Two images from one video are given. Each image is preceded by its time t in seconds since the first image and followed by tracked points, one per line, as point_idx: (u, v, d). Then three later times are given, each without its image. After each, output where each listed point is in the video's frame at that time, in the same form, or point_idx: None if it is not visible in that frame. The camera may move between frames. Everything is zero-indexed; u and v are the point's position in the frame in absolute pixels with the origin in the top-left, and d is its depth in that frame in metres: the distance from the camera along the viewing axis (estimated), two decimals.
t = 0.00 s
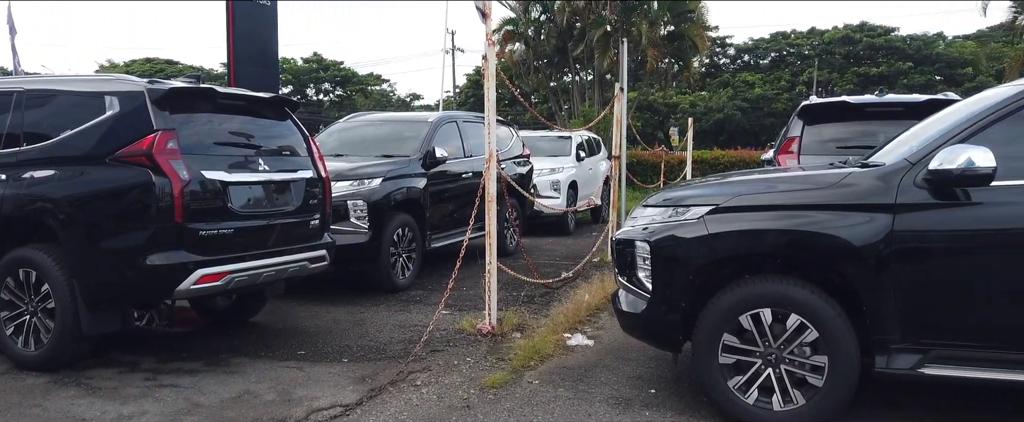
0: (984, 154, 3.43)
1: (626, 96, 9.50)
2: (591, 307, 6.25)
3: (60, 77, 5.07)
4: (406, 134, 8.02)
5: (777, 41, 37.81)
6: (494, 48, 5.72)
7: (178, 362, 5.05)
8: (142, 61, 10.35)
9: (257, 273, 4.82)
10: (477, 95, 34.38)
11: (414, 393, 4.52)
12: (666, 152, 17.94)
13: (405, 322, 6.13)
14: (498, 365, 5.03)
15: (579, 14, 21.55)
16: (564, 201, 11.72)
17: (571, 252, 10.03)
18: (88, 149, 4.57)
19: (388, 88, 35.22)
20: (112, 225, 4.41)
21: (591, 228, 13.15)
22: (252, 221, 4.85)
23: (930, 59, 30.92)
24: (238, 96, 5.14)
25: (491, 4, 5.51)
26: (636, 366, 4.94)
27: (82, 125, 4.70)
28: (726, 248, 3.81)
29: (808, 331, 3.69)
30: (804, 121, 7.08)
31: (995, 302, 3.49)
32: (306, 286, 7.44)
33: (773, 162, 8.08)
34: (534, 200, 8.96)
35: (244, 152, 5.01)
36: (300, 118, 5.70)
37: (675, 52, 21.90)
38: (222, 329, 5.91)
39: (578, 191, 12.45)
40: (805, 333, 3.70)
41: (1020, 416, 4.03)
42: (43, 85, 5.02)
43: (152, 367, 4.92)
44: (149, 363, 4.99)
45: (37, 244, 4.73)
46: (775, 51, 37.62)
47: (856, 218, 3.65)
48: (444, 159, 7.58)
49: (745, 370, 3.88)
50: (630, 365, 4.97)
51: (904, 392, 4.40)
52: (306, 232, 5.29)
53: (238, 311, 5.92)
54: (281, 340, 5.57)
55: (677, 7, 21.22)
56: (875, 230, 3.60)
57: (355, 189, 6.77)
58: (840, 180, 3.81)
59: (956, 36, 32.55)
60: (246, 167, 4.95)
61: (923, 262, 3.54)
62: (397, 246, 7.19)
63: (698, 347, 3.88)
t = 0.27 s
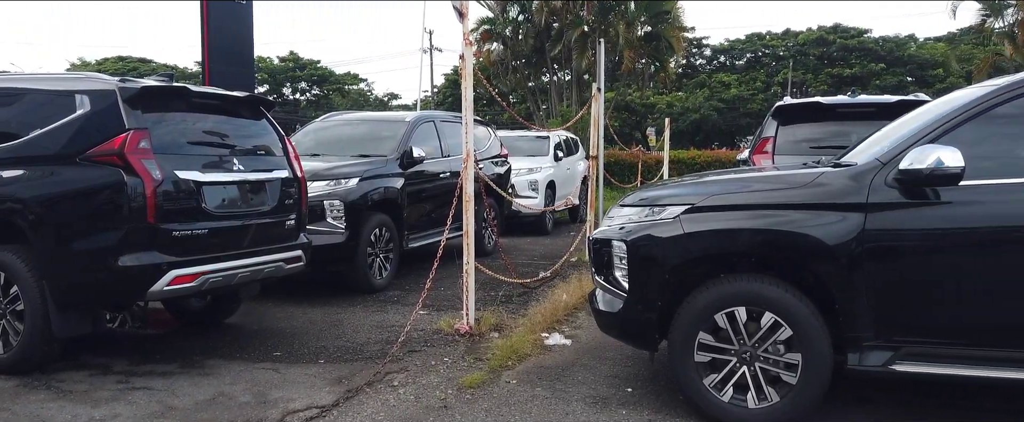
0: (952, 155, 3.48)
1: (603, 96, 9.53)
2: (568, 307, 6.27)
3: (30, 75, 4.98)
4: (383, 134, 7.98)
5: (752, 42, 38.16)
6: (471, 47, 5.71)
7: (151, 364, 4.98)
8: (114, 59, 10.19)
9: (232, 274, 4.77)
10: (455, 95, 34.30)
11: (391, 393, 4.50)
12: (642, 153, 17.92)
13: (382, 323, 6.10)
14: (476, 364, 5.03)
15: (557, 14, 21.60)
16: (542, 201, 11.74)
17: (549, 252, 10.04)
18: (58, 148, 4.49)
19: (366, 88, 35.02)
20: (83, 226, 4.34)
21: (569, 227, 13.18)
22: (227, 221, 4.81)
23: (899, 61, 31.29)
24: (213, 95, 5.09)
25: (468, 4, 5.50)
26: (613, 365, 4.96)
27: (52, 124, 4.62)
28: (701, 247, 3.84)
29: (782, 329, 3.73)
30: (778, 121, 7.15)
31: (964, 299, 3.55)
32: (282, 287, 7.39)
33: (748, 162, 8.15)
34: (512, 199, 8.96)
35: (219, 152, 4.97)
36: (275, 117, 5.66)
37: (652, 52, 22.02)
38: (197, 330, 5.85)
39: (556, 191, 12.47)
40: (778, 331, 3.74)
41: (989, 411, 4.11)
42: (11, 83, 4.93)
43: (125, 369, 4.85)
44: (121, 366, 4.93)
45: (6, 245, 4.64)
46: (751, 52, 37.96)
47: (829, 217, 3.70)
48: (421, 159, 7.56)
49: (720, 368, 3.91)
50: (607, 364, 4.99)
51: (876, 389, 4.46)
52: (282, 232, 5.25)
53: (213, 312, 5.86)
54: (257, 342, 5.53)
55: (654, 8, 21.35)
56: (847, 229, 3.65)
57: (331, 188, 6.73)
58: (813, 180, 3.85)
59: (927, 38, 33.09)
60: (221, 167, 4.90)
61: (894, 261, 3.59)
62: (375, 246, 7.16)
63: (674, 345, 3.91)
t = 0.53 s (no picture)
0: (923, 153, 3.53)
1: (581, 96, 9.55)
2: (547, 305, 6.28)
3: None
4: (361, 133, 7.94)
5: (729, 43, 38.47)
6: (448, 46, 5.70)
7: (124, 366, 4.92)
8: (85, 56, 10.02)
9: (207, 274, 4.73)
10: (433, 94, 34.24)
11: (368, 393, 4.48)
12: (621, 151, 18.23)
13: (360, 323, 6.07)
14: (454, 364, 5.03)
15: (535, 14, 21.65)
16: (520, 200, 11.76)
17: (527, 251, 10.05)
18: (28, 146, 4.41)
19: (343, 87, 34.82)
20: (54, 225, 4.27)
21: (547, 226, 13.20)
22: (202, 220, 4.76)
23: (876, 61, 32.02)
24: (187, 93, 5.03)
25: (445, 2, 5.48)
26: (590, 363, 4.98)
27: (22, 122, 4.53)
28: (678, 246, 3.87)
29: (757, 326, 3.77)
30: (753, 120, 7.22)
31: (935, 296, 3.60)
32: (258, 287, 7.32)
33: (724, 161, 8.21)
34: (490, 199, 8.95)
35: (193, 151, 4.92)
36: (251, 116, 5.61)
37: (630, 52, 22.18)
38: (171, 331, 5.78)
39: (535, 190, 12.49)
40: (754, 329, 3.78)
41: (959, 406, 4.18)
42: None
43: (97, 371, 4.78)
44: (93, 367, 4.86)
45: None
46: (727, 52, 38.27)
47: (803, 216, 3.74)
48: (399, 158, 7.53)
49: (697, 365, 3.94)
50: (584, 362, 5.01)
51: (849, 385, 4.52)
52: (257, 232, 5.21)
53: (188, 313, 5.80)
54: (232, 343, 5.47)
55: (632, 8, 21.45)
56: (820, 227, 3.70)
57: (308, 188, 6.68)
58: (787, 178, 3.89)
59: (900, 39, 33.60)
60: (195, 166, 4.86)
61: (866, 259, 3.64)
62: (352, 246, 7.12)
63: (651, 343, 3.93)
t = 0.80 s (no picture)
0: (894, 153, 3.57)
1: (559, 96, 9.57)
2: (525, 305, 6.29)
3: None
4: (338, 133, 7.89)
5: (705, 43, 38.75)
6: (425, 46, 5.68)
7: (96, 369, 4.85)
8: (56, 55, 9.85)
9: (181, 275, 4.68)
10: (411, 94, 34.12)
11: (345, 395, 4.46)
12: (599, 150, 18.33)
13: (337, 324, 6.03)
14: (432, 364, 5.01)
15: (513, 13, 21.68)
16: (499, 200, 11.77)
17: (505, 250, 10.05)
18: None
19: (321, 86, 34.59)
20: (23, 226, 4.19)
21: (526, 226, 13.22)
22: (176, 221, 4.71)
23: (850, 62, 32.54)
24: (160, 92, 4.97)
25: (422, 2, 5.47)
26: (568, 362, 4.99)
27: None
28: (654, 245, 3.89)
29: (732, 325, 3.80)
30: (729, 120, 7.28)
31: (907, 294, 3.65)
32: (234, 288, 7.26)
33: (700, 160, 8.28)
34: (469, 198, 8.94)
35: (166, 151, 4.86)
36: (226, 115, 5.55)
37: (608, 52, 22.27)
38: (145, 333, 5.71)
39: (513, 190, 12.49)
40: (729, 327, 3.81)
41: (930, 402, 4.24)
42: None
43: (68, 375, 4.71)
44: (65, 371, 4.78)
45: None
46: (704, 53, 38.54)
47: (777, 215, 3.78)
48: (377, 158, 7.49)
49: (673, 364, 3.97)
50: (562, 361, 5.02)
51: (823, 382, 4.58)
52: (233, 232, 5.16)
53: (162, 315, 5.73)
54: (207, 344, 5.42)
55: (609, 8, 21.54)
56: (793, 226, 3.74)
57: (284, 188, 6.63)
58: (762, 178, 3.93)
59: (873, 40, 34.09)
60: (169, 166, 4.80)
61: (839, 257, 3.69)
62: (329, 246, 7.08)
63: (628, 342, 3.96)
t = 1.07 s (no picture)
0: (865, 153, 3.62)
1: (536, 96, 9.58)
2: (502, 305, 6.29)
3: None
4: (314, 133, 7.84)
5: (682, 44, 39.02)
6: (401, 45, 5.66)
7: (67, 372, 4.78)
8: (26, 53, 9.68)
9: (154, 277, 4.62)
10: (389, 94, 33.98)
11: (321, 396, 4.43)
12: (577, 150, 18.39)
13: (313, 325, 5.99)
14: (409, 365, 5.00)
15: (491, 13, 21.70)
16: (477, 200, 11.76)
17: (483, 251, 10.05)
18: None
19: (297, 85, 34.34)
20: None
21: (504, 226, 13.22)
22: (148, 222, 4.66)
23: (823, 63, 32.99)
24: (132, 91, 4.91)
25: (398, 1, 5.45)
26: (545, 362, 5.00)
27: None
28: (629, 244, 3.92)
29: (707, 323, 3.83)
30: (704, 120, 7.34)
31: (878, 292, 3.70)
32: (209, 290, 7.18)
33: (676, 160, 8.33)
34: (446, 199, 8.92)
35: (139, 151, 4.80)
36: (199, 115, 5.49)
37: (585, 53, 22.34)
38: (117, 336, 5.64)
39: (491, 190, 12.49)
40: (704, 325, 3.85)
41: (901, 399, 4.30)
42: None
43: (38, 378, 4.63)
44: (34, 374, 4.70)
45: None
46: (681, 54, 38.79)
47: (751, 214, 3.81)
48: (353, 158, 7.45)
49: (649, 362, 4.00)
50: (539, 361, 5.03)
51: (797, 379, 4.63)
52: (206, 233, 5.11)
53: (135, 317, 5.66)
54: (181, 346, 5.36)
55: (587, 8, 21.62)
56: (767, 225, 3.78)
57: (259, 188, 6.57)
58: (737, 177, 3.96)
59: (846, 42, 34.56)
60: (141, 166, 4.74)
61: (812, 256, 3.73)
62: (306, 247, 7.03)
63: (604, 341, 3.97)
